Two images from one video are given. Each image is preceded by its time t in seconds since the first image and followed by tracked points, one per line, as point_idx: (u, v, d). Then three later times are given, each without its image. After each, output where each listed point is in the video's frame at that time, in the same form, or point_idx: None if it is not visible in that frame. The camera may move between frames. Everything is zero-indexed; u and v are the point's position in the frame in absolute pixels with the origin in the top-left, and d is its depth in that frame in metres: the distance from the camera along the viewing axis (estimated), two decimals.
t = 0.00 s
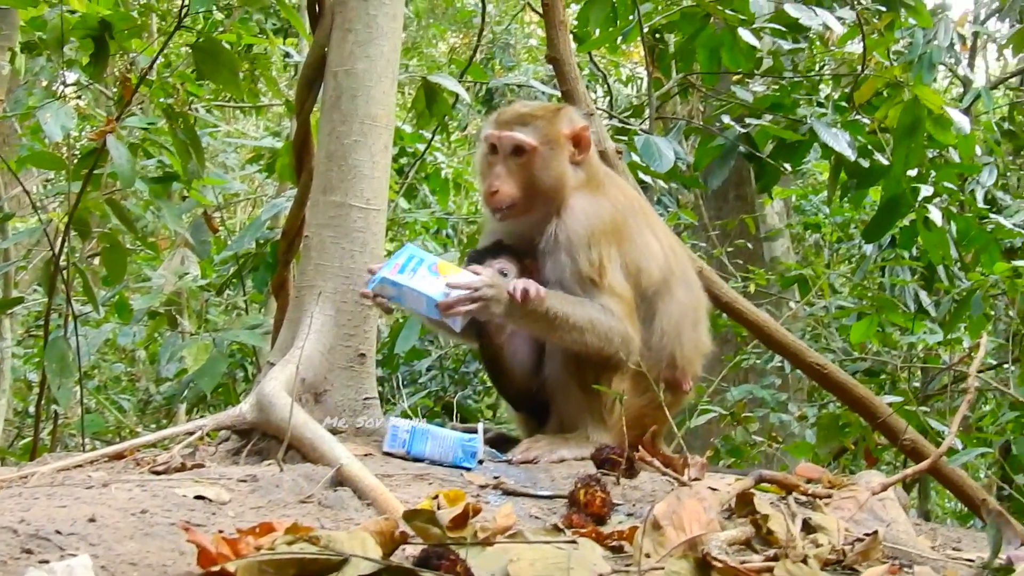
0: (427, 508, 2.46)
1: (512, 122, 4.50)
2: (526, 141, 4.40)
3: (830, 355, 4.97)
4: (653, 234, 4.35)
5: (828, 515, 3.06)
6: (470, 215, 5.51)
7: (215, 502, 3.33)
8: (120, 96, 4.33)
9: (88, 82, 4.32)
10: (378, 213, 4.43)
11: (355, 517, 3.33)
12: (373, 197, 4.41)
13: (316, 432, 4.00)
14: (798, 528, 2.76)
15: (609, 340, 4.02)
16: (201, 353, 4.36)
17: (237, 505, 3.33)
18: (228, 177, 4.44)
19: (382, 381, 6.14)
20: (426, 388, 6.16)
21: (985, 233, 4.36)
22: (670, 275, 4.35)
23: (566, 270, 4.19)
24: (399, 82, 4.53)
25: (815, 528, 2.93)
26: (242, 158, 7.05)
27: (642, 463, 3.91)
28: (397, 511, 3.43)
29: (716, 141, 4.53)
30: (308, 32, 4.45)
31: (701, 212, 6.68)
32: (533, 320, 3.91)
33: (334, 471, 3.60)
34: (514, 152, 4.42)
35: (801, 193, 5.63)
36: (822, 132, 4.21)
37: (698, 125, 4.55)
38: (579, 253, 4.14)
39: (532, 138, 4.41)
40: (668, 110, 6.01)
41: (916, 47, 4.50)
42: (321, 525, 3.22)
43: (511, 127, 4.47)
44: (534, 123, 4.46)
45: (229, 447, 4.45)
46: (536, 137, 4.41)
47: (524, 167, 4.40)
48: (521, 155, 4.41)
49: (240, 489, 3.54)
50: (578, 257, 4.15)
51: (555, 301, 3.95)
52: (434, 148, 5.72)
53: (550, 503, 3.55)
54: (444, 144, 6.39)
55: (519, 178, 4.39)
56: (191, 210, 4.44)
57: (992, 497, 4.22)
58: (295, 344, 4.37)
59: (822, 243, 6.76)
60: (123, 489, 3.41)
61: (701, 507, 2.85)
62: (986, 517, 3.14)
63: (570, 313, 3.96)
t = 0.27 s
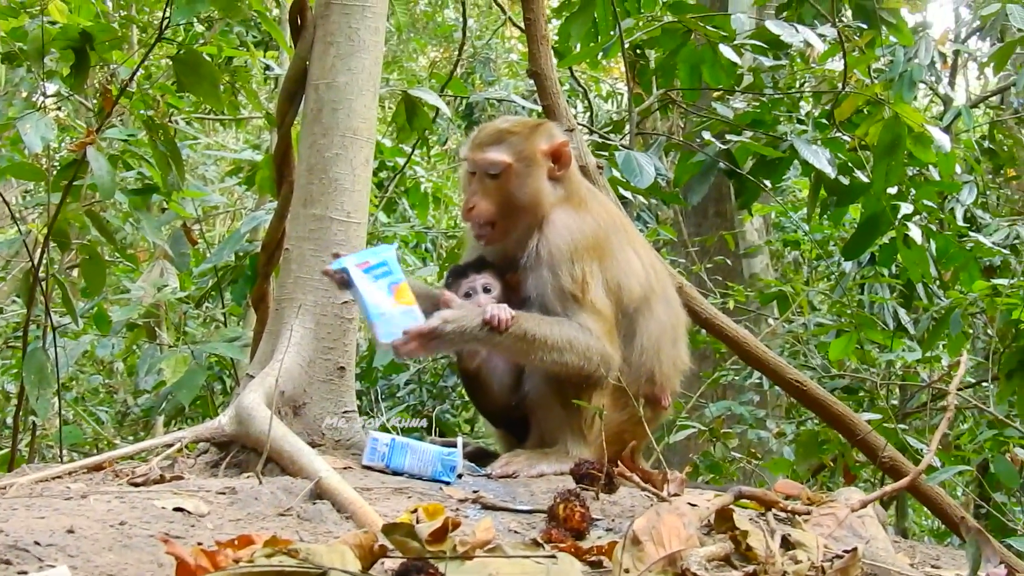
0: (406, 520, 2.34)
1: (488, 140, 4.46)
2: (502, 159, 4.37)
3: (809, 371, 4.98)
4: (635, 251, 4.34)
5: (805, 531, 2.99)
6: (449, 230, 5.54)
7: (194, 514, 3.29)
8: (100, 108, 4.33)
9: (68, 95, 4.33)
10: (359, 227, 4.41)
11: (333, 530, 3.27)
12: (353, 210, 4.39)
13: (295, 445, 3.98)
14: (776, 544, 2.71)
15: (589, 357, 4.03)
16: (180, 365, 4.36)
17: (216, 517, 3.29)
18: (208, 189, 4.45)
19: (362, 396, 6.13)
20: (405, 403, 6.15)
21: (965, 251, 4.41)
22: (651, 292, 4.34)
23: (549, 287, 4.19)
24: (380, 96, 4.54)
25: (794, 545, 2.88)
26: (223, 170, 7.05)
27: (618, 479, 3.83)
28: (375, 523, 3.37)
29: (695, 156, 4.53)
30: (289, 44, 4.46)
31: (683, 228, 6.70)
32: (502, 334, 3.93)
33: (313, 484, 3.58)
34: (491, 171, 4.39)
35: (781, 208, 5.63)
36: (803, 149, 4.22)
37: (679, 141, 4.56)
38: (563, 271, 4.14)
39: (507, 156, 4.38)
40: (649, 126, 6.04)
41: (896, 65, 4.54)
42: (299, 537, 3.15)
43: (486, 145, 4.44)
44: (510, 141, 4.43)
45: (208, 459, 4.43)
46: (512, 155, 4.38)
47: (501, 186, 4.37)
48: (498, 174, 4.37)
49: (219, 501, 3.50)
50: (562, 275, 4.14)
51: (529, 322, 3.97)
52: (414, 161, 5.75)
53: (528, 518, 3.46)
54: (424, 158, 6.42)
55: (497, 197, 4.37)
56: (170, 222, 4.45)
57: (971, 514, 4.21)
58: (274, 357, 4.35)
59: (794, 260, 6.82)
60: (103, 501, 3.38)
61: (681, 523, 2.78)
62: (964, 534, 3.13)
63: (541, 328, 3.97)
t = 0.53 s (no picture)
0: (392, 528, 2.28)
1: (463, 148, 4.56)
2: (473, 168, 4.46)
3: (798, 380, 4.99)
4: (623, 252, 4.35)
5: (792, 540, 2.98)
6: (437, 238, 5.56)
7: (181, 521, 3.28)
8: (88, 116, 4.34)
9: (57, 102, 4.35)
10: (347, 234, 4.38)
11: (321, 537, 3.26)
12: (341, 218, 4.37)
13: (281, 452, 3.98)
14: (763, 552, 2.70)
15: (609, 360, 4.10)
16: (168, 373, 4.35)
17: (202, 525, 3.26)
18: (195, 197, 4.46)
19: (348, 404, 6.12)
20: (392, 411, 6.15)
21: (952, 261, 4.42)
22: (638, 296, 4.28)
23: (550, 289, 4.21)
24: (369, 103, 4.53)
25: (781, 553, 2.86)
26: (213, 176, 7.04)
27: (605, 488, 3.80)
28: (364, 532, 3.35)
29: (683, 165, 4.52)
30: (277, 52, 4.47)
31: (672, 236, 6.71)
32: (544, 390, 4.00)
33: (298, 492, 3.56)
34: (464, 179, 4.49)
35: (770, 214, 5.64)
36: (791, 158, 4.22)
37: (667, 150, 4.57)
38: (556, 272, 4.17)
39: (479, 164, 4.47)
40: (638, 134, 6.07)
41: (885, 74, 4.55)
42: (287, 546, 3.14)
43: (460, 154, 4.53)
44: (482, 150, 4.50)
45: (195, 467, 4.41)
46: (483, 163, 4.47)
47: (473, 194, 4.47)
48: (471, 181, 4.47)
49: (205, 508, 3.48)
50: (555, 276, 4.17)
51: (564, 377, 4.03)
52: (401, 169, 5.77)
53: (515, 525, 3.41)
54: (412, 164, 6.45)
55: (470, 203, 4.48)
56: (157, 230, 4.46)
57: (958, 523, 4.20)
58: (261, 363, 4.35)
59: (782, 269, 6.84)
60: (90, 509, 3.35)
61: (667, 531, 2.75)
62: (949, 541, 3.13)
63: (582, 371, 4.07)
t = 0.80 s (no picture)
0: None
1: (448, 138, 4.14)
2: (460, 160, 4.06)
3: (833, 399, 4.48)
4: (632, 253, 3.89)
5: None
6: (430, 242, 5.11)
7: (132, 560, 2.61)
8: (27, 97, 3.86)
9: None
10: (320, 233, 3.87)
11: None
12: (315, 214, 3.86)
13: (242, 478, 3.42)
14: None
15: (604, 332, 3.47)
16: (116, 390, 3.81)
17: (154, 563, 2.59)
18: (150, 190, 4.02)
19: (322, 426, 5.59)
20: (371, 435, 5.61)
21: (1005, 264, 3.93)
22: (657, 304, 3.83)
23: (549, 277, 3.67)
24: (346, 87, 4.04)
25: None
26: (182, 177, 6.53)
27: (613, 520, 3.26)
28: (340, 572, 2.67)
29: (701, 156, 4.02)
30: (243, 25, 3.99)
31: (688, 238, 6.23)
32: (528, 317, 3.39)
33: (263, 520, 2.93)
34: (450, 172, 4.08)
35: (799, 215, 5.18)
36: (823, 147, 3.72)
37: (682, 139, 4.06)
38: (557, 253, 3.65)
39: (465, 156, 4.06)
40: (651, 125, 5.58)
41: (929, 54, 4.02)
42: None
43: (444, 145, 4.11)
44: (468, 139, 4.09)
45: (146, 496, 3.86)
46: (470, 155, 4.06)
47: (460, 189, 4.07)
48: (458, 175, 4.07)
49: (158, 544, 2.75)
50: (558, 258, 3.65)
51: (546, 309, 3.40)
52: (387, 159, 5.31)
53: (511, 563, 2.85)
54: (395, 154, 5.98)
55: (457, 199, 4.08)
56: (107, 226, 4.01)
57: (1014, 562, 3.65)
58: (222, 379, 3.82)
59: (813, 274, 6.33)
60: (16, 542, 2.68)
61: (684, 573, 2.24)
62: None
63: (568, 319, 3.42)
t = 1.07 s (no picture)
0: None
1: (428, 119, 3.53)
2: (439, 143, 3.45)
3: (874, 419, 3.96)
4: (642, 259, 3.34)
5: None
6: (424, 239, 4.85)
7: None
8: None
9: None
10: (285, 227, 3.33)
11: None
12: (277, 205, 3.32)
13: (197, 512, 2.86)
14: None
15: (516, 314, 2.89)
16: (47, 409, 3.25)
17: None
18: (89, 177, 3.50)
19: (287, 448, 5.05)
20: (341, 459, 5.07)
21: None
22: (671, 316, 3.33)
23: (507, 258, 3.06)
24: (316, 58, 3.51)
25: None
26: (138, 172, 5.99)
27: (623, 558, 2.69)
28: None
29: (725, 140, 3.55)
30: None
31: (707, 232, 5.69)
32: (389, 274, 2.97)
33: (222, 565, 2.31)
34: (429, 158, 3.48)
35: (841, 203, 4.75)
36: (868, 129, 3.29)
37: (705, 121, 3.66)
38: (533, 229, 3.07)
39: (447, 139, 3.46)
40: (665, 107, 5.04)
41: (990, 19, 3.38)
42: None
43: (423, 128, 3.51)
44: (451, 120, 3.48)
45: (83, 532, 3.25)
46: (452, 138, 3.46)
47: (443, 176, 3.47)
48: (438, 161, 3.46)
49: None
50: (528, 234, 3.06)
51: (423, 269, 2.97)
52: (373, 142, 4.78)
53: None
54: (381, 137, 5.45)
55: (440, 189, 3.46)
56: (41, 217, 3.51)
57: None
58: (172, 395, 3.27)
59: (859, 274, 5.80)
60: None
61: None
62: None
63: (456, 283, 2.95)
